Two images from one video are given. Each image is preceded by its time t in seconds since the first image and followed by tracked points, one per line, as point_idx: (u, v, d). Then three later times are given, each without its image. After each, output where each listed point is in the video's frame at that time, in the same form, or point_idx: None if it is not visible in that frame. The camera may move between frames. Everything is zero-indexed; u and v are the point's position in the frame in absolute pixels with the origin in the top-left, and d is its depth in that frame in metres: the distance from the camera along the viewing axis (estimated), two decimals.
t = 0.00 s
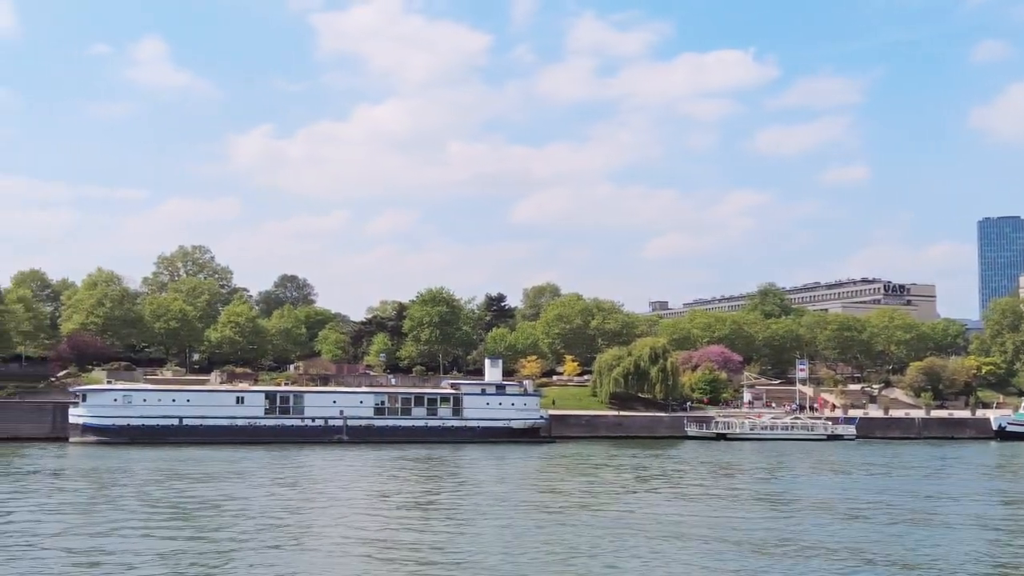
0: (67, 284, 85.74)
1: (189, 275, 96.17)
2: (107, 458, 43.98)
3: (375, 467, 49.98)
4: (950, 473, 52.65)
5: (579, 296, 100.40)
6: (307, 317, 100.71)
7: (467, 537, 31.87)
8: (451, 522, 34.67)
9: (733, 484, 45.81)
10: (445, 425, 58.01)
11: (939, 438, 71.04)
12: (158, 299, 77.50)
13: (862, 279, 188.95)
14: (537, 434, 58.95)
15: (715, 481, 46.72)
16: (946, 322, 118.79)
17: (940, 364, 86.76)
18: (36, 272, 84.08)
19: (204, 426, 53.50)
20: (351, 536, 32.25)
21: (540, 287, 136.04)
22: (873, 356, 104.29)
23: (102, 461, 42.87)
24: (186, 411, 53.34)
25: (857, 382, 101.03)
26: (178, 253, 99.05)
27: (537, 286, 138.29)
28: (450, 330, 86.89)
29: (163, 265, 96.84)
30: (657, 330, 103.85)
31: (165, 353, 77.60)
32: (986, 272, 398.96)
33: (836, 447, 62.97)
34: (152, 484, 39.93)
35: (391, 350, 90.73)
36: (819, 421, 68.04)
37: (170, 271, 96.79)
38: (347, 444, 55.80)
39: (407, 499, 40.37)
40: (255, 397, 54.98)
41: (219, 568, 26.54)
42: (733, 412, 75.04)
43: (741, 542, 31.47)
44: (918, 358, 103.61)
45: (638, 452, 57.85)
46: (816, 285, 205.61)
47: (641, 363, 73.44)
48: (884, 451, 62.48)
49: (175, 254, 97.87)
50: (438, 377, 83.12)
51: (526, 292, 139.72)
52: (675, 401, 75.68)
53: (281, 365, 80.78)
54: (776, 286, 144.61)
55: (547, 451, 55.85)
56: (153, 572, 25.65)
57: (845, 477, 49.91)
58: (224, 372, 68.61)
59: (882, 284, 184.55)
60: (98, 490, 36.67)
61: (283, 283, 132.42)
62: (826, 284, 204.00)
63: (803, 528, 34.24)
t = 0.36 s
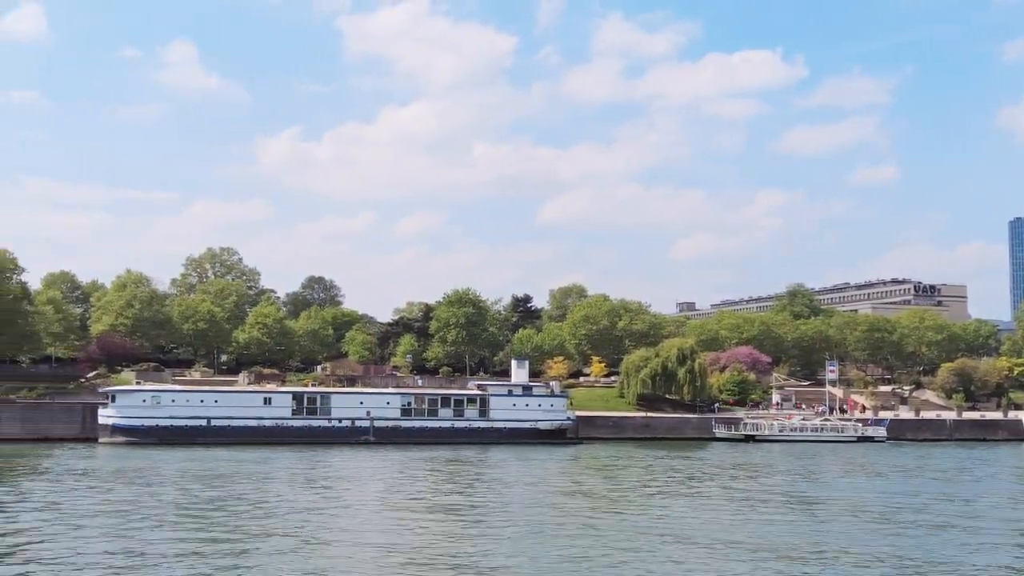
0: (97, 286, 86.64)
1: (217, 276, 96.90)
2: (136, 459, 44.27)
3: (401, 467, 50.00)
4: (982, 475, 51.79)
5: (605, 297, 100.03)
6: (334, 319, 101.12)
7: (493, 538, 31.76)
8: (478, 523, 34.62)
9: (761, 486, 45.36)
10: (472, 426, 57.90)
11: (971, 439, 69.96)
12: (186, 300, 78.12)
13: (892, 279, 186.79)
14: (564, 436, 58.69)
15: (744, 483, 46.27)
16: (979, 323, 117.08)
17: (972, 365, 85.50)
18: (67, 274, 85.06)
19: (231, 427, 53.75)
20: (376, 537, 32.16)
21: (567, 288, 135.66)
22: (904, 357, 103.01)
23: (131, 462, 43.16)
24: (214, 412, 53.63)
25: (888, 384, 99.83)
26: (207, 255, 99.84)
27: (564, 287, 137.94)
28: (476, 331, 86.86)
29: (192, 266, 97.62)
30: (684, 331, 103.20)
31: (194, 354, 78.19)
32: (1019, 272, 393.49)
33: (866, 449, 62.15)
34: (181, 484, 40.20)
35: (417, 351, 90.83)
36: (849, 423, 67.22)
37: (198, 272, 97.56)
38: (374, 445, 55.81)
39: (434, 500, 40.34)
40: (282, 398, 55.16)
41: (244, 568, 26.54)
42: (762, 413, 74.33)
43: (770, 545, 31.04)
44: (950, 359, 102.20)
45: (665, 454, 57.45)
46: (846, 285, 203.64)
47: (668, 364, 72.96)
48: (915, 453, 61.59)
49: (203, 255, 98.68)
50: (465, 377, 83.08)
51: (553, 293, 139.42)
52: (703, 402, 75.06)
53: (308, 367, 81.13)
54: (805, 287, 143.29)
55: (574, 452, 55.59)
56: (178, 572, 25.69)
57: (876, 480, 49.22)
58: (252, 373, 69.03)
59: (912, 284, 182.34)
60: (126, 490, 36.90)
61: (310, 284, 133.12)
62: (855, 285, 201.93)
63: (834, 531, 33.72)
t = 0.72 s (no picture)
0: (117, 287, 87.15)
1: (236, 277, 97.26)
2: (155, 459, 44.36)
3: (419, 468, 49.95)
4: (1005, 476, 51.15)
5: (624, 297, 99.65)
6: (353, 319, 101.29)
7: (512, 539, 31.65)
8: (496, 524, 34.54)
9: (781, 487, 45.01)
10: (490, 427, 57.77)
11: (994, 441, 69.12)
12: (205, 302, 78.46)
13: (913, 279, 185.14)
14: (582, 437, 58.44)
15: (763, 484, 45.90)
16: (1001, 324, 115.79)
17: (994, 365, 84.52)
18: (87, 275, 85.65)
19: (250, 428, 53.83)
20: (393, 538, 31.98)
21: (585, 288, 135.24)
22: (925, 358, 102.00)
23: (150, 462, 43.27)
24: (233, 413, 53.76)
25: (909, 385, 98.87)
26: (226, 256, 100.26)
27: (582, 287, 137.56)
28: (494, 332, 86.76)
29: (211, 267, 98.06)
30: (703, 332, 102.62)
31: (213, 354, 78.50)
32: None
33: (887, 450, 61.53)
34: (200, 484, 40.35)
35: (435, 352, 90.76)
36: (869, 424, 66.58)
37: (218, 273, 97.98)
38: (392, 446, 55.76)
39: (452, 501, 40.27)
40: (301, 398, 55.20)
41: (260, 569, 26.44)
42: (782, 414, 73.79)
43: (792, 547, 30.60)
44: (972, 359, 101.04)
45: (684, 455, 57.11)
46: (866, 286, 202.10)
47: (687, 365, 72.58)
48: (936, 454, 60.91)
49: (222, 256, 99.11)
50: (483, 378, 82.95)
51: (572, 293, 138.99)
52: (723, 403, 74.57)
53: (327, 368, 81.22)
54: (825, 287, 142.26)
55: (593, 453, 55.33)
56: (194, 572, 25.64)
57: (899, 481, 48.62)
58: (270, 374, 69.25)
59: (933, 284, 180.70)
60: (145, 490, 36.97)
61: (329, 285, 133.49)
62: (876, 285, 200.34)
63: (856, 533, 33.29)
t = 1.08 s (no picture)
0: (137, 288, 87.64)
1: (256, 278, 97.60)
2: (173, 459, 44.41)
3: (438, 468, 49.86)
4: None
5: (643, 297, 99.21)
6: (371, 320, 101.38)
7: (530, 539, 31.49)
8: (513, 524, 34.41)
9: (802, 487, 44.60)
10: (509, 428, 57.58)
11: (1017, 441, 68.25)
12: (224, 302, 78.78)
13: (934, 278, 183.41)
14: (601, 437, 58.14)
15: (783, 484, 45.49)
16: None
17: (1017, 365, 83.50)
18: (107, 276, 86.17)
19: (269, 429, 53.88)
20: (411, 539, 31.77)
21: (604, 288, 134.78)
22: (947, 358, 100.98)
23: (168, 463, 43.31)
24: (252, 413, 53.83)
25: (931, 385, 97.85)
26: (245, 256, 100.63)
27: (601, 287, 137.13)
28: (513, 332, 86.59)
29: (231, 268, 98.44)
30: (723, 332, 101.98)
31: (232, 355, 78.76)
32: None
33: (909, 450, 60.87)
34: (219, 484, 40.46)
35: (454, 353, 90.67)
36: (890, 424, 65.89)
37: (237, 274, 98.35)
38: (411, 446, 55.68)
39: (470, 501, 40.15)
40: (319, 399, 55.21)
41: (273, 569, 26.24)
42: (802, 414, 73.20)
43: (813, 549, 30.16)
44: (995, 359, 99.87)
45: (703, 455, 56.70)
46: (887, 285, 200.38)
47: (707, 365, 72.13)
48: (959, 455, 60.17)
49: (241, 257, 99.48)
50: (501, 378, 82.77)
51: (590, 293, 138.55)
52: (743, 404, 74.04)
53: (346, 368, 81.30)
54: (845, 286, 141.12)
55: (611, 453, 55.04)
56: (210, 571, 25.57)
57: (921, 481, 48.04)
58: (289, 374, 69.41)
59: (955, 284, 178.95)
60: (162, 491, 36.94)
61: (347, 286, 133.75)
62: (897, 285, 198.61)
63: (877, 533, 32.92)
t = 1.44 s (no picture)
0: (163, 289, 88.33)
1: (281, 279, 98.08)
2: (200, 460, 44.58)
3: (463, 469, 49.81)
4: None
5: (668, 298, 98.68)
6: (396, 321, 101.58)
7: (556, 541, 31.37)
8: (539, 525, 34.29)
9: (829, 489, 44.14)
10: (534, 429, 57.43)
11: None
12: (250, 303, 79.24)
13: (962, 278, 181.25)
14: (627, 438, 57.83)
15: (811, 486, 45.03)
16: None
17: None
18: (134, 278, 86.89)
19: (295, 429, 54.07)
20: (436, 540, 31.63)
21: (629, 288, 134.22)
22: (976, 359, 99.68)
23: (195, 463, 43.49)
24: (277, 414, 54.01)
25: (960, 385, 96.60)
26: (270, 257, 101.18)
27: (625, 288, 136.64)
28: (538, 333, 86.41)
29: (256, 269, 99.01)
30: (749, 332, 101.19)
31: (258, 356, 79.17)
32: None
33: (938, 451, 60.04)
34: (246, 484, 40.64)
35: (479, 353, 90.60)
36: (919, 425, 65.05)
37: (262, 274, 98.91)
38: (435, 447, 55.64)
39: (496, 502, 40.06)
40: (344, 399, 55.33)
41: (299, 570, 26.20)
42: (829, 415, 72.50)
43: (844, 551, 29.72)
44: None
45: (730, 457, 56.27)
46: (915, 285, 198.21)
47: (733, 366, 71.62)
48: (989, 456, 59.26)
49: (267, 258, 100.01)
50: (526, 379, 82.62)
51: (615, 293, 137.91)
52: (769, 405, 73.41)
53: (371, 369, 81.48)
54: (872, 286, 139.67)
55: (637, 455, 54.75)
56: (240, 571, 25.65)
57: (952, 483, 47.41)
58: (314, 375, 69.68)
59: (984, 283, 176.66)
60: (189, 491, 37.03)
61: (372, 287, 134.15)
62: (925, 285, 196.36)
63: (907, 535, 32.47)
